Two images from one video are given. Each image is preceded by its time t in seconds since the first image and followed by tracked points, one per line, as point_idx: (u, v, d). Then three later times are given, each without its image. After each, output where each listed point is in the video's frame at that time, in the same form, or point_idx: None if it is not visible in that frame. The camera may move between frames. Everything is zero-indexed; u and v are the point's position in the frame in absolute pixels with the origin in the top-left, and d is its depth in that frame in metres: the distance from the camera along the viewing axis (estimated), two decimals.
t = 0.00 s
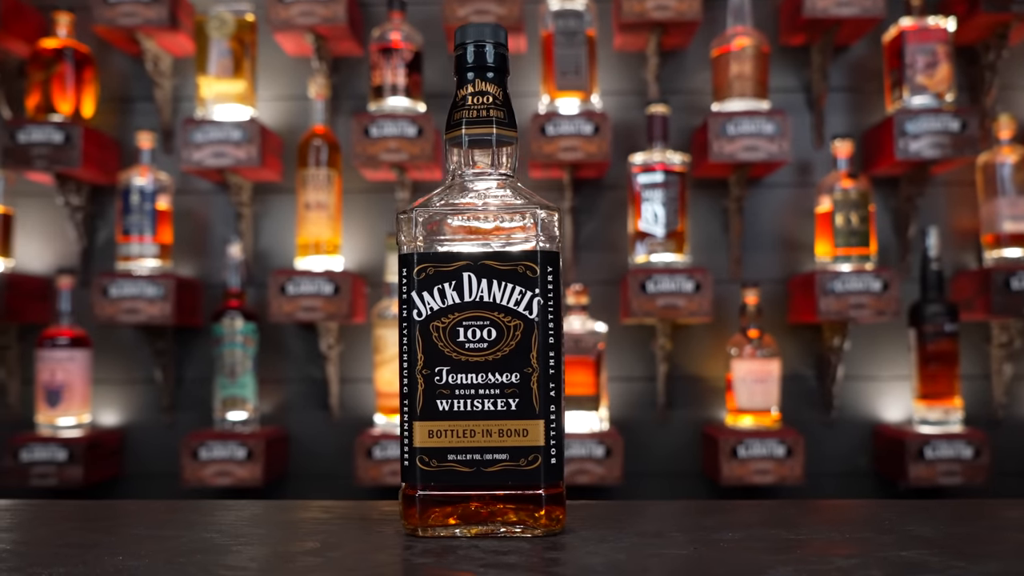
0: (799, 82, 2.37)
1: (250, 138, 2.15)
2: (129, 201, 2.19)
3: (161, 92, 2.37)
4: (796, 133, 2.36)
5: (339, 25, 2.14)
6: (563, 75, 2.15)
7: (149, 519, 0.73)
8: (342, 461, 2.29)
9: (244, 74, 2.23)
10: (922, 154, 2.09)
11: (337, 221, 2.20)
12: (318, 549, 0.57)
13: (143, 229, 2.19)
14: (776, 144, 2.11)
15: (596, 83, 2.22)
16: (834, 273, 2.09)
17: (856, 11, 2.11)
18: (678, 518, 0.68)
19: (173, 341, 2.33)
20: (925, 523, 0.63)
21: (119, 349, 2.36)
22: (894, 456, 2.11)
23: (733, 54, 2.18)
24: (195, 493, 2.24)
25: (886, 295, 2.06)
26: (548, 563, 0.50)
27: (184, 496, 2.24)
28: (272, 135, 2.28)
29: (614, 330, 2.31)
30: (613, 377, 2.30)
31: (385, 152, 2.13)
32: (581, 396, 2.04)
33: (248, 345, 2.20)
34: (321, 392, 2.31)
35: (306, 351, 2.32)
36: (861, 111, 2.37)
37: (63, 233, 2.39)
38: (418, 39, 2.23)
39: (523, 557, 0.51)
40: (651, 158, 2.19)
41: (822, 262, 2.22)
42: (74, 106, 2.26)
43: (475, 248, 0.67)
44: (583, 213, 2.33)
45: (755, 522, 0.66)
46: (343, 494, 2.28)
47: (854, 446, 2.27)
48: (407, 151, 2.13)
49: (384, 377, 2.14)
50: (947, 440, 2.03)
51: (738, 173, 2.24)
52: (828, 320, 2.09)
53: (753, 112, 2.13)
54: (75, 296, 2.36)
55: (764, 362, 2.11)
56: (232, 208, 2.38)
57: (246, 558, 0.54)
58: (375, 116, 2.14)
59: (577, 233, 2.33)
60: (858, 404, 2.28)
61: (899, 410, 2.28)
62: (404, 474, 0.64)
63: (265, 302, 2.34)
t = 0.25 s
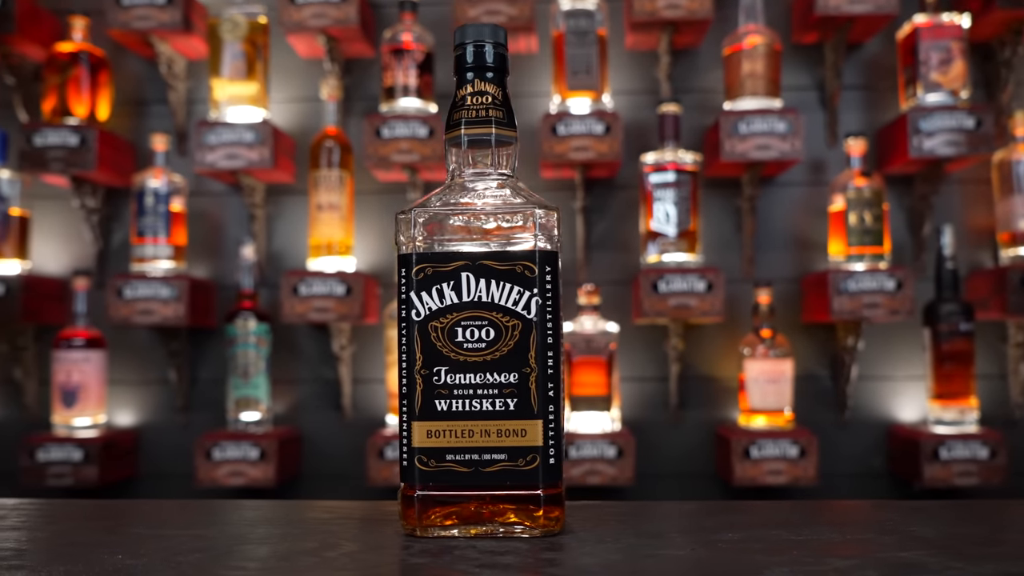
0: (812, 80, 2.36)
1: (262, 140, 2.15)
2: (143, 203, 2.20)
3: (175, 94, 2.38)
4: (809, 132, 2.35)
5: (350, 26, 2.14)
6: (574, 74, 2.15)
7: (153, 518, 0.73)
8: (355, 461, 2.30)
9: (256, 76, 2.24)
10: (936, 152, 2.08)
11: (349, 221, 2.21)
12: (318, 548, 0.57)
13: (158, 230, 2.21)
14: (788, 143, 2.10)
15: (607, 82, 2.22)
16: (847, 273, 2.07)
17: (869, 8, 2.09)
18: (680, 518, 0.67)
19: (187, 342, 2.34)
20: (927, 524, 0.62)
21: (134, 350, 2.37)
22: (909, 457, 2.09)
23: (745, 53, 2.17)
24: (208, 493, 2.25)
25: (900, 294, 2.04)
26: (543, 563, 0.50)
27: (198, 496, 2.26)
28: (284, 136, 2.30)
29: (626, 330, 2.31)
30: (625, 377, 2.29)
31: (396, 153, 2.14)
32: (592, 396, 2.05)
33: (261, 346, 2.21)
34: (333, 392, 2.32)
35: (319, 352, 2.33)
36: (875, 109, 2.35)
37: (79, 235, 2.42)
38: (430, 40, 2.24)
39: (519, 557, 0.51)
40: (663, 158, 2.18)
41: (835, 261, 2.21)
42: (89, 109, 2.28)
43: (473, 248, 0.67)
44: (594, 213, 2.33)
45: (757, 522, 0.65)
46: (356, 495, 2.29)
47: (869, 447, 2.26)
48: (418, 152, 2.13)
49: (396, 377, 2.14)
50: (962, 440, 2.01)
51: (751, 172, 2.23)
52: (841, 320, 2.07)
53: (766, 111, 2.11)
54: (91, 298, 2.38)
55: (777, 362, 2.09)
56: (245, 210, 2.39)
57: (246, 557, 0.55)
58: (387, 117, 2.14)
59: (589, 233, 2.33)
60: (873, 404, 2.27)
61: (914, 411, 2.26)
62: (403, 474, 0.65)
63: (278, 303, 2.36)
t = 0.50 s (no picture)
0: (826, 78, 2.34)
1: (275, 141, 2.17)
2: (158, 205, 2.22)
3: (190, 96, 2.40)
4: (823, 130, 2.34)
5: (362, 28, 2.15)
6: (585, 74, 2.15)
7: (160, 516, 0.74)
8: (368, 461, 2.31)
9: (270, 78, 2.26)
10: (952, 150, 2.06)
11: (361, 222, 2.22)
12: (318, 547, 0.57)
13: (172, 232, 2.22)
14: (801, 142, 2.09)
15: (619, 81, 2.22)
16: (861, 272, 2.06)
17: (883, 5, 2.08)
18: (683, 519, 0.67)
19: (202, 343, 2.36)
20: (931, 525, 0.62)
21: (150, 350, 2.39)
22: (924, 457, 2.07)
23: (758, 51, 2.16)
24: (223, 492, 2.26)
25: (915, 293, 2.03)
26: (540, 563, 0.50)
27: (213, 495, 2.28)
28: (298, 138, 2.31)
29: (639, 330, 2.30)
30: (638, 377, 2.29)
31: (408, 153, 2.14)
32: (604, 397, 2.07)
33: (274, 346, 2.22)
34: (347, 392, 2.33)
35: (333, 352, 2.34)
36: (890, 106, 2.33)
37: (96, 237, 2.44)
38: (442, 40, 2.24)
39: (515, 557, 0.51)
40: (676, 157, 2.17)
41: (849, 260, 2.19)
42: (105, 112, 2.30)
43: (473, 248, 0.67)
44: (607, 213, 2.33)
45: (760, 522, 0.65)
46: (369, 494, 2.30)
47: (884, 447, 2.24)
48: (431, 152, 2.14)
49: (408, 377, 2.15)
50: (978, 441, 1.99)
51: (764, 170, 2.22)
52: (855, 319, 2.06)
53: (779, 109, 2.10)
54: (107, 299, 2.40)
55: (790, 362, 2.08)
56: (259, 211, 2.41)
57: (245, 556, 0.55)
58: (399, 118, 2.15)
59: (601, 233, 2.33)
60: (888, 404, 2.25)
61: (930, 411, 2.24)
62: (403, 474, 0.65)
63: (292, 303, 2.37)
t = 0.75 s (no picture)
0: (841, 75, 2.33)
1: (289, 142, 2.18)
2: (174, 206, 2.24)
3: (205, 98, 2.42)
4: (838, 128, 2.32)
5: (375, 28, 2.16)
6: (598, 73, 2.14)
7: (167, 513, 0.75)
8: (382, 460, 2.31)
9: (283, 79, 2.27)
10: (968, 148, 2.04)
11: (375, 222, 2.23)
12: (319, 546, 0.57)
13: (188, 232, 2.24)
14: (815, 140, 2.08)
15: (632, 80, 2.21)
16: (876, 271, 2.04)
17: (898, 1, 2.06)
18: (685, 519, 0.67)
19: (217, 342, 2.37)
20: (934, 526, 0.61)
21: (166, 350, 2.41)
22: (941, 457, 2.05)
23: (771, 49, 2.14)
24: (238, 491, 2.28)
25: (931, 292, 2.01)
26: (536, 563, 0.50)
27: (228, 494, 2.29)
28: (311, 138, 2.32)
29: (652, 329, 2.30)
30: (651, 377, 2.28)
31: (421, 154, 2.15)
32: (617, 396, 2.07)
33: (288, 346, 2.24)
34: (361, 392, 2.34)
35: (347, 351, 2.35)
36: (906, 104, 2.31)
37: (113, 238, 2.46)
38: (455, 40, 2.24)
39: (512, 556, 0.51)
40: (689, 155, 2.16)
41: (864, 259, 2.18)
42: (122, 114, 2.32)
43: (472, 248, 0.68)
44: (620, 212, 2.32)
45: (763, 522, 0.65)
46: (382, 493, 2.31)
47: (900, 447, 2.22)
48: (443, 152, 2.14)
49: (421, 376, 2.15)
50: (995, 441, 1.97)
51: (778, 169, 2.20)
52: (871, 318, 2.04)
53: (792, 107, 2.09)
54: (123, 299, 2.43)
55: (805, 361, 2.07)
56: (273, 211, 2.42)
57: (246, 554, 0.55)
58: (411, 118, 2.15)
59: (614, 232, 2.32)
60: (904, 404, 2.23)
61: (947, 411, 2.22)
62: (404, 473, 0.66)
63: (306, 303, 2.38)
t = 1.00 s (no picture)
0: (858, 72, 2.31)
1: (303, 142, 2.19)
2: (190, 205, 2.26)
3: (220, 98, 2.44)
4: (854, 125, 2.30)
5: (389, 28, 2.16)
6: (611, 71, 2.14)
7: (175, 510, 0.75)
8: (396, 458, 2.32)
9: (298, 79, 2.28)
10: (986, 145, 2.01)
11: (389, 221, 2.23)
12: (319, 543, 0.58)
13: (203, 232, 2.26)
14: (831, 137, 2.06)
15: (646, 78, 2.21)
16: (892, 269, 2.02)
17: None
18: (688, 518, 0.67)
19: (233, 341, 2.39)
20: (938, 527, 0.61)
21: (183, 348, 2.43)
22: (958, 457, 2.03)
23: (786, 46, 2.13)
24: (254, 489, 2.29)
25: (947, 291, 1.99)
26: (533, 562, 0.50)
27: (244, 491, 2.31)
28: (326, 138, 2.33)
29: (666, 328, 2.29)
30: (665, 375, 2.28)
31: (434, 153, 2.15)
32: (631, 394, 2.06)
33: (303, 344, 2.25)
34: (375, 390, 2.35)
35: (361, 350, 2.36)
36: (923, 100, 2.29)
37: (130, 237, 2.48)
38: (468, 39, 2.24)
39: (508, 555, 0.51)
40: (703, 154, 2.16)
41: (880, 258, 2.16)
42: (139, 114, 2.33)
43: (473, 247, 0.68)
44: (633, 210, 2.32)
45: (765, 522, 0.65)
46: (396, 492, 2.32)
47: (917, 447, 2.20)
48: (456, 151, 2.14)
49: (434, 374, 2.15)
50: (1014, 441, 1.94)
51: (793, 166, 2.18)
52: (887, 317, 2.02)
53: (807, 104, 2.08)
54: (140, 298, 2.45)
55: (820, 360, 2.06)
56: (288, 211, 2.43)
57: (247, 551, 0.56)
58: (425, 117, 2.16)
59: (628, 231, 2.32)
60: (921, 404, 2.22)
61: (965, 410, 2.20)
62: (404, 472, 0.66)
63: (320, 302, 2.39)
